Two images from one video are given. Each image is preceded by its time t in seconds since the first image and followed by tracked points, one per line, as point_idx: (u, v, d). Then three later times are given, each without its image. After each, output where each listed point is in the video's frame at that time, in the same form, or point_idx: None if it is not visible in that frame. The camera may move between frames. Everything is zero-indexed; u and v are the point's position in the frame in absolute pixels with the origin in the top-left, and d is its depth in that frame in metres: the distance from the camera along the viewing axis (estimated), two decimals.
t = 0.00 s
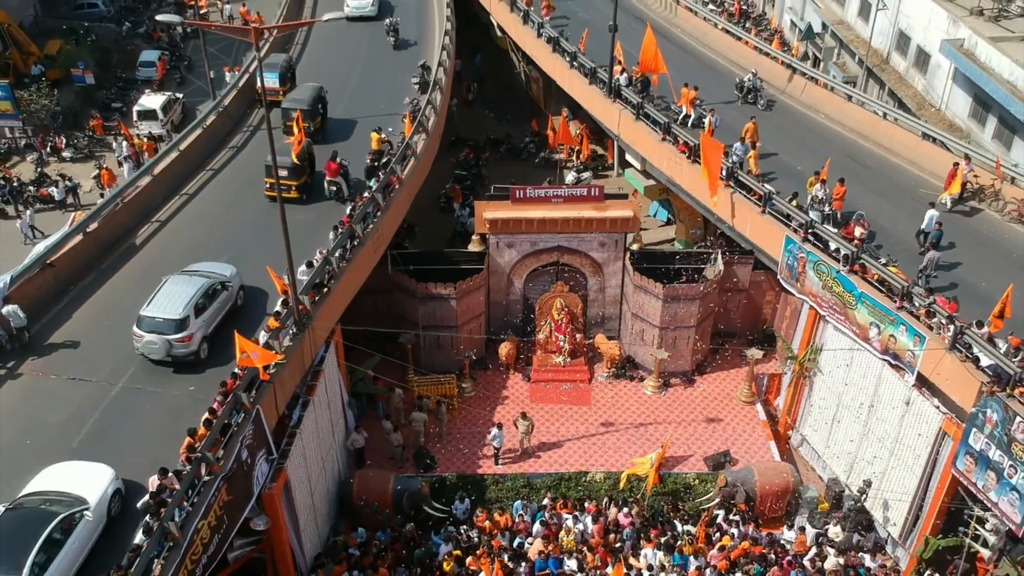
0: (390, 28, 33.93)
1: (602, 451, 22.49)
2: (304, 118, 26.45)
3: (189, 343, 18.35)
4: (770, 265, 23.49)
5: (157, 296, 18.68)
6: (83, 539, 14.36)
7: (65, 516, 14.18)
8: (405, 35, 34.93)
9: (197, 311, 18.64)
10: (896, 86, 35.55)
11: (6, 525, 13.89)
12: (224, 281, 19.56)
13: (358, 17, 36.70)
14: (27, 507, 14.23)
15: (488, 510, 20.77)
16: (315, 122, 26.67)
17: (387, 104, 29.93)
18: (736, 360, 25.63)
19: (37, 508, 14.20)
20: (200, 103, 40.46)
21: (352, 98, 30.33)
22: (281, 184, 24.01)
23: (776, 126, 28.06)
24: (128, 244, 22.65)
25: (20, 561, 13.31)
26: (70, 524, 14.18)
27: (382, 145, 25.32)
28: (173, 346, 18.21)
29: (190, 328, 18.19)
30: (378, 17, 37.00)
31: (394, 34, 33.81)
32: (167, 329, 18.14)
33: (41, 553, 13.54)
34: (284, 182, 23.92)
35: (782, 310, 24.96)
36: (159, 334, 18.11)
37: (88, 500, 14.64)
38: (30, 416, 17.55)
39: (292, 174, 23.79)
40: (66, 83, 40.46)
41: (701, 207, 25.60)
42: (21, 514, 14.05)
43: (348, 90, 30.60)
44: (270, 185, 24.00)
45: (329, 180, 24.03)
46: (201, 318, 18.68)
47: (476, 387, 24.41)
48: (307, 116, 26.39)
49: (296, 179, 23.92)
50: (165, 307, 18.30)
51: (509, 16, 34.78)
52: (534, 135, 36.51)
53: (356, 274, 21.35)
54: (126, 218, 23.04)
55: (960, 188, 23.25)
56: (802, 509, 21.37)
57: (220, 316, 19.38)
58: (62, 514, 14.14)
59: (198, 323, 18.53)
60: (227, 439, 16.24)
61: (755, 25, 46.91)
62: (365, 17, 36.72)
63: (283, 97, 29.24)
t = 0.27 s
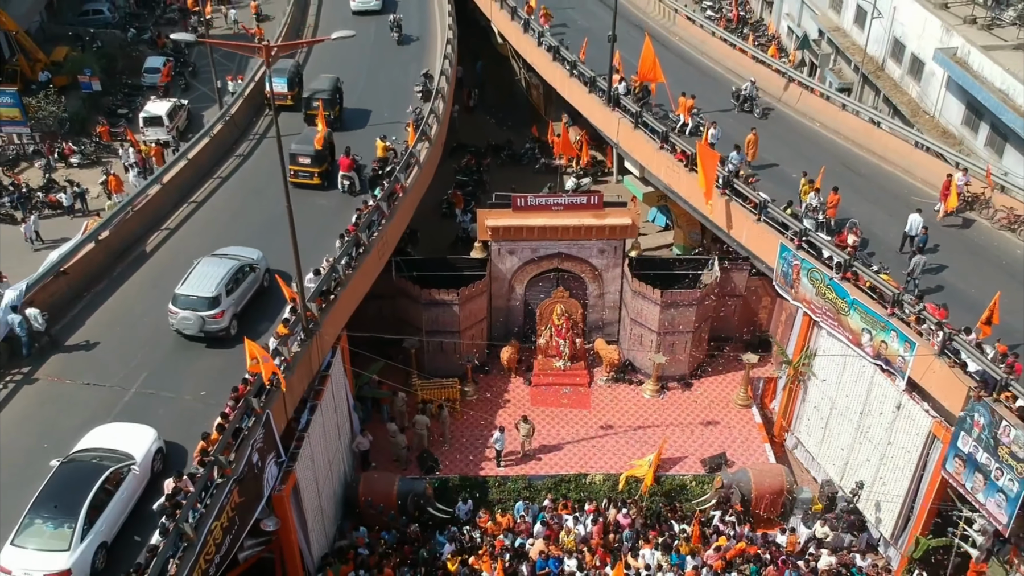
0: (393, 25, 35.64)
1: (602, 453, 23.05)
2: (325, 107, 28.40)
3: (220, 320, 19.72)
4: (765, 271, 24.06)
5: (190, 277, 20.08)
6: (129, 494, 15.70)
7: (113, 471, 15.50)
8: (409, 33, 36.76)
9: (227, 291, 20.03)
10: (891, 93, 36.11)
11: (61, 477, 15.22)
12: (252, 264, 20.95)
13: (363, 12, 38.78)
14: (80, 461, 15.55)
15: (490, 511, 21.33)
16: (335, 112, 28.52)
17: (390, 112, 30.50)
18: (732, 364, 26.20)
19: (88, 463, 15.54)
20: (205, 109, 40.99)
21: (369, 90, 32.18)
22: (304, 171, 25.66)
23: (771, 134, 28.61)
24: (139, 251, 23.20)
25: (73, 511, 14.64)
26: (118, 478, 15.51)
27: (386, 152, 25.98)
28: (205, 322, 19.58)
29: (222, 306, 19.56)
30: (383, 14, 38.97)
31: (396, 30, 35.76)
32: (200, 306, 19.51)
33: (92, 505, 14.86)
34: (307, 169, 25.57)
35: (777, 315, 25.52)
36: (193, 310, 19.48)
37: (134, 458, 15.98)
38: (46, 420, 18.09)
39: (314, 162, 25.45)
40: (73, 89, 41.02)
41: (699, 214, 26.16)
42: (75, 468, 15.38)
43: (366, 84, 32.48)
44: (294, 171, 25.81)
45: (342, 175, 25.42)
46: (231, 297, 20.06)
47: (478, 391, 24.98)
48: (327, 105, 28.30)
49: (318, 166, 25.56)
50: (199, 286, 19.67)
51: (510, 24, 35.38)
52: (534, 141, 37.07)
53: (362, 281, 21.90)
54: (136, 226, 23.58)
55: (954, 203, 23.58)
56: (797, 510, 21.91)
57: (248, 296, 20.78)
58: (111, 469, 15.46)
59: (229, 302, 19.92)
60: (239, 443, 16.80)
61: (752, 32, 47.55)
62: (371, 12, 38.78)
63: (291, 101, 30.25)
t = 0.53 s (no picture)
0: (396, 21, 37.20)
1: (601, 455, 23.54)
2: (339, 98, 30.14)
3: (245, 302, 20.96)
4: (761, 277, 24.56)
5: (216, 262, 21.33)
6: (163, 459, 16.92)
7: (149, 437, 16.72)
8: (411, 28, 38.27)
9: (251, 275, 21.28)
10: (887, 98, 36.59)
11: (101, 443, 16.44)
12: (273, 250, 22.19)
13: (367, 6, 40.27)
14: (119, 428, 16.79)
15: (491, 512, 21.82)
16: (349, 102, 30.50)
17: (395, 118, 30.95)
18: (729, 367, 26.68)
19: (126, 430, 16.75)
20: (209, 114, 41.47)
21: (379, 81, 33.90)
22: (322, 161, 27.21)
23: (768, 141, 29.08)
24: (148, 258, 23.70)
25: (113, 473, 15.87)
26: (154, 443, 16.75)
27: (390, 159, 26.54)
28: (231, 304, 20.82)
29: (246, 289, 20.78)
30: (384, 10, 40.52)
31: (400, 27, 37.17)
32: (226, 289, 20.77)
33: (131, 468, 16.09)
34: (324, 159, 27.13)
35: (772, 319, 26.01)
36: (219, 293, 20.73)
37: (167, 427, 17.20)
38: (60, 424, 18.57)
39: (332, 152, 27.03)
40: (78, 95, 41.53)
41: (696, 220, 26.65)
42: (113, 434, 16.60)
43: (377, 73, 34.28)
44: (312, 161, 27.31)
45: (352, 171, 26.54)
46: (255, 281, 21.29)
47: (480, 394, 25.47)
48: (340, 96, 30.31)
49: (336, 156, 27.14)
50: (224, 270, 20.92)
51: (510, 31, 35.86)
52: (535, 146, 37.55)
53: (366, 287, 22.38)
54: (145, 232, 24.08)
55: (948, 216, 24.36)
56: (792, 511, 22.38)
57: (270, 280, 22.01)
58: (147, 436, 16.68)
59: (252, 285, 21.17)
60: (248, 446, 17.27)
61: (750, 36, 48.13)
62: (374, 7, 40.35)
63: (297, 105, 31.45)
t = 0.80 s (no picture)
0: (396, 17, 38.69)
1: (600, 457, 23.97)
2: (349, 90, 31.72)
3: (264, 288, 21.93)
4: (757, 281, 25.00)
5: (237, 250, 22.30)
6: (190, 433, 18.00)
7: (176, 413, 17.77)
8: (411, 24, 39.73)
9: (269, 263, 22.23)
10: (882, 104, 37.02)
11: (132, 416, 17.51)
12: (290, 239, 23.14)
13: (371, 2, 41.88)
14: (148, 404, 17.84)
15: (493, 513, 22.24)
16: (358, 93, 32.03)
17: (397, 123, 31.40)
18: (726, 371, 27.11)
19: (155, 405, 17.82)
20: (213, 118, 41.88)
21: (383, 80, 34.93)
22: (337, 151, 28.59)
23: (765, 147, 29.49)
24: (154, 263, 24.12)
25: (144, 445, 16.96)
26: (181, 419, 17.80)
27: (393, 167, 27.16)
28: (251, 290, 21.79)
29: (265, 275, 21.76)
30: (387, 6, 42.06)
31: (400, 23, 38.59)
32: (246, 276, 21.74)
33: (160, 441, 17.17)
34: (339, 149, 28.50)
35: (768, 323, 26.45)
36: (240, 280, 21.71)
37: (193, 403, 18.25)
38: (71, 428, 18.98)
39: (346, 143, 28.43)
40: (83, 99, 41.96)
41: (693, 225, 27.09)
42: (143, 409, 17.67)
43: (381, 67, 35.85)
44: (327, 151, 28.62)
45: (361, 167, 27.50)
46: (273, 268, 22.26)
47: (481, 397, 25.89)
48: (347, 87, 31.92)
49: (349, 146, 28.55)
50: (244, 258, 21.90)
51: (510, 37, 36.26)
52: (535, 150, 37.99)
53: (370, 292, 22.82)
54: (152, 238, 24.50)
55: (944, 224, 24.76)
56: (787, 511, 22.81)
57: (288, 268, 22.98)
58: (175, 412, 17.74)
59: (271, 273, 22.13)
60: (255, 449, 17.68)
61: (747, 41, 48.61)
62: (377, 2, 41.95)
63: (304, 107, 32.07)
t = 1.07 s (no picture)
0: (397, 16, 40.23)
1: (599, 458, 24.47)
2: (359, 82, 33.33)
3: (284, 273, 23.22)
4: (753, 287, 25.52)
5: (258, 238, 23.60)
6: (216, 408, 19.13)
7: (204, 389, 18.91)
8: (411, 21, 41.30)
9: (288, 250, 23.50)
10: (878, 109, 37.51)
11: (163, 391, 18.65)
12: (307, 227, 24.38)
13: None
14: (177, 380, 18.99)
15: (494, 513, 22.72)
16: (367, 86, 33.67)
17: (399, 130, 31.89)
18: (723, 374, 27.60)
19: (184, 382, 18.96)
20: (217, 123, 42.36)
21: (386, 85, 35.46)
22: (351, 141, 30.08)
23: (761, 153, 29.98)
24: (162, 269, 24.62)
25: (175, 417, 18.10)
26: (207, 395, 18.94)
27: (396, 173, 27.58)
28: (271, 276, 23.10)
29: (284, 262, 23.03)
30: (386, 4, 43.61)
31: (400, 20, 40.11)
32: (266, 263, 23.03)
33: (189, 414, 18.31)
34: (353, 139, 30.01)
35: (764, 327, 26.95)
36: (261, 266, 23.02)
37: (220, 380, 19.43)
38: (83, 431, 19.48)
39: (359, 132, 29.95)
40: (88, 105, 42.45)
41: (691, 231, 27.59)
42: (173, 385, 18.81)
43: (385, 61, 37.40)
44: (341, 142, 30.16)
45: (371, 163, 28.54)
46: (292, 254, 23.54)
47: (482, 399, 26.40)
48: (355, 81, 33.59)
49: (363, 136, 30.04)
50: (263, 246, 23.17)
51: (511, 43, 36.75)
52: (535, 155, 38.48)
53: (374, 298, 23.31)
54: (160, 244, 24.99)
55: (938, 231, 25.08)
56: (782, 512, 23.30)
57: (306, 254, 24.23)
58: (202, 387, 18.89)
59: (290, 259, 23.40)
60: (263, 452, 18.19)
61: (745, 46, 49.16)
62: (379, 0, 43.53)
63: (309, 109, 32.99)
